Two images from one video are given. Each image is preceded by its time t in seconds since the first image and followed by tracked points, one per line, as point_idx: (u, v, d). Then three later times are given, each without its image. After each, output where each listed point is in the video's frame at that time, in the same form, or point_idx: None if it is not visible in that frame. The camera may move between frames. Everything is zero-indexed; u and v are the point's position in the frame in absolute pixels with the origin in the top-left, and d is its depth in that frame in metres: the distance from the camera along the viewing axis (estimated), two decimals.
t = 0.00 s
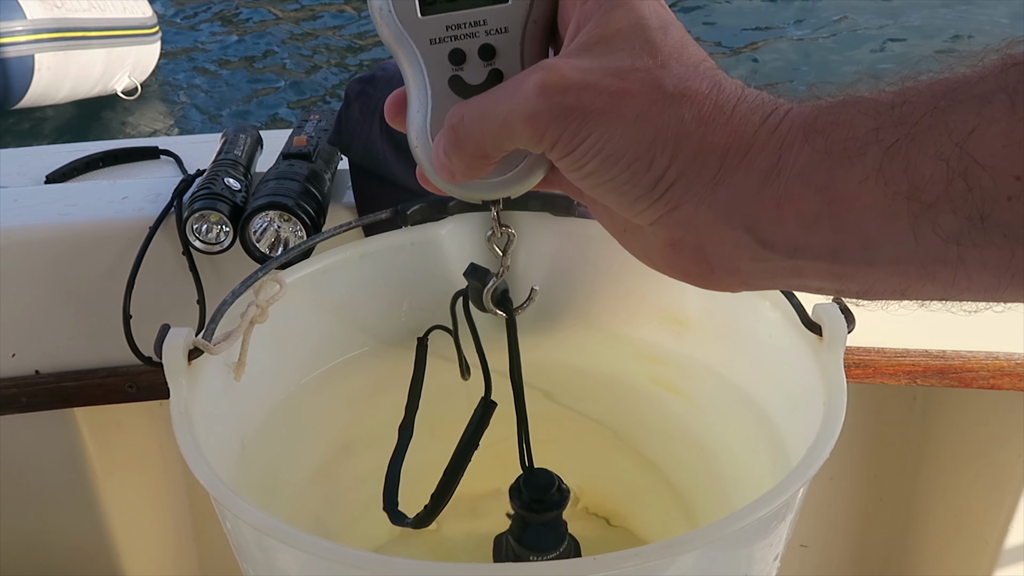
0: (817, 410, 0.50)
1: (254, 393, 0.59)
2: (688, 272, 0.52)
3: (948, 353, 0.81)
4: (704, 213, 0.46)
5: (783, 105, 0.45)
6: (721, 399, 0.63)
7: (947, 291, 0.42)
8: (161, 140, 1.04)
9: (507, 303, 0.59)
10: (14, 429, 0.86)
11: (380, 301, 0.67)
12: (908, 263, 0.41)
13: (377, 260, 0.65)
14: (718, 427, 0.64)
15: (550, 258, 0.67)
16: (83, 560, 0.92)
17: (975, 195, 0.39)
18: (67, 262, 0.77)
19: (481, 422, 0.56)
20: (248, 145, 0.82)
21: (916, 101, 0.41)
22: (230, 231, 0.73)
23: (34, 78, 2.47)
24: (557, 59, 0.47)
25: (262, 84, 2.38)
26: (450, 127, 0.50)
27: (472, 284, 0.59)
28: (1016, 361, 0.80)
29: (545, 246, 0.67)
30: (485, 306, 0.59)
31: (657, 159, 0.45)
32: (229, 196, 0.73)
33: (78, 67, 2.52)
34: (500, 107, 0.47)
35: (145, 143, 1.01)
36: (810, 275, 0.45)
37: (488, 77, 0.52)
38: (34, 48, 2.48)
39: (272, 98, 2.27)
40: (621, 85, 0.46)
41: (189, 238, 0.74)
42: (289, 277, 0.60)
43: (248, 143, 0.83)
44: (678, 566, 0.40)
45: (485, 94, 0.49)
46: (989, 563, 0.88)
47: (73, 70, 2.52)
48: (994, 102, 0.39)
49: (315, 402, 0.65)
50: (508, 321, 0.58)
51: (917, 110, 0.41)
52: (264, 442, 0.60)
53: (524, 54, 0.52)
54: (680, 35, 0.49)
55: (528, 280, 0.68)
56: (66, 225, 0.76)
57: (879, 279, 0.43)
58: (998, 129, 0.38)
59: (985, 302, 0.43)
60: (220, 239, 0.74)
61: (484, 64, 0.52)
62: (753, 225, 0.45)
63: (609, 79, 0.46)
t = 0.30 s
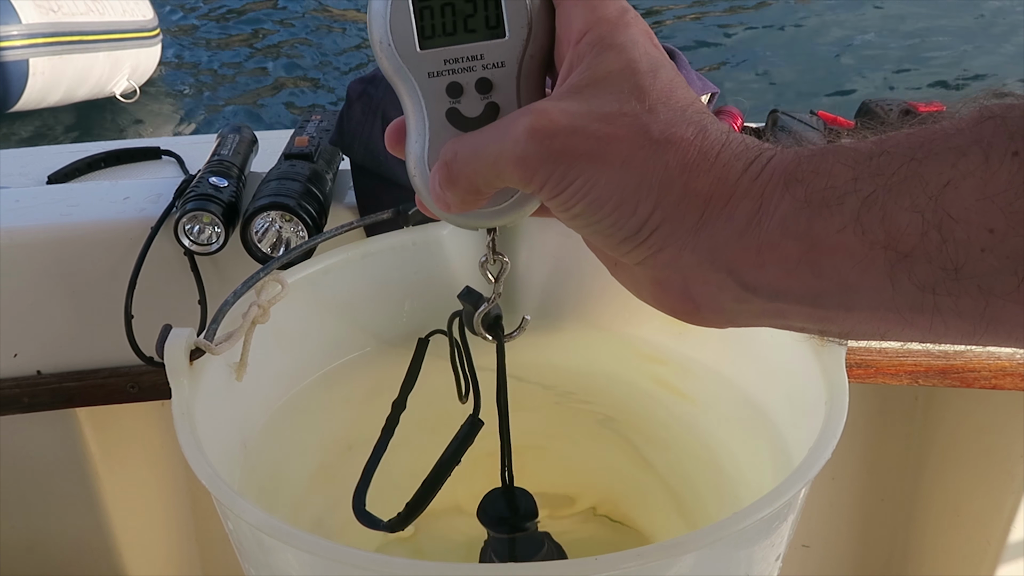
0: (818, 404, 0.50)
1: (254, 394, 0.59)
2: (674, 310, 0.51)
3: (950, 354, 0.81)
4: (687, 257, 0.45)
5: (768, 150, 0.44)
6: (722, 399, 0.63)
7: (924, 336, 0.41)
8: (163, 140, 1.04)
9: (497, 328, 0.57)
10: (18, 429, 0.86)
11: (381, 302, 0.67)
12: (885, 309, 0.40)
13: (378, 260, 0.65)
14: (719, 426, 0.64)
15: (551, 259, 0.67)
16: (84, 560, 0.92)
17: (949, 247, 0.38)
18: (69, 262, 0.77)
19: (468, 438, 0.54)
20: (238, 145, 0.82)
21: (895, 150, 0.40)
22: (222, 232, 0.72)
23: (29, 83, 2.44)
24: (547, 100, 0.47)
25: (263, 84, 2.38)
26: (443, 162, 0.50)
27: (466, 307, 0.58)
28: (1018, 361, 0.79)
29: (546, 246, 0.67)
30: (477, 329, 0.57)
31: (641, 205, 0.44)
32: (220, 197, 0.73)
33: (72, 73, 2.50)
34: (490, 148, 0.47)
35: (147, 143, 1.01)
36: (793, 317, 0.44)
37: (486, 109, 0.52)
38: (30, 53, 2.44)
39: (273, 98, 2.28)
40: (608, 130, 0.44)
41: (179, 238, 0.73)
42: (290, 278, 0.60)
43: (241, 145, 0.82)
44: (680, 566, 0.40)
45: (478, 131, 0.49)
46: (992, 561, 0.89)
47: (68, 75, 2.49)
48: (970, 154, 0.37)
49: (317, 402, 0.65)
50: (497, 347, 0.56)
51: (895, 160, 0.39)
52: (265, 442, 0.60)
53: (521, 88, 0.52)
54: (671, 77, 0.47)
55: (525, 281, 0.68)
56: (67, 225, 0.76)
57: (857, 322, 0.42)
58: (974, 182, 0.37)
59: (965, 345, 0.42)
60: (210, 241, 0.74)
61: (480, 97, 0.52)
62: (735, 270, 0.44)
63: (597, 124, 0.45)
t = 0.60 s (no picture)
0: (819, 408, 0.50)
1: (253, 394, 0.59)
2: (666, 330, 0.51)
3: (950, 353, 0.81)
4: (678, 281, 0.45)
5: (758, 176, 0.44)
6: (721, 400, 0.63)
7: (909, 361, 0.41)
8: (163, 139, 1.04)
9: (490, 343, 0.57)
10: (19, 428, 0.86)
11: (381, 302, 0.67)
12: (873, 334, 0.40)
13: (377, 259, 0.65)
14: (718, 426, 0.64)
15: (550, 259, 0.67)
16: (84, 559, 0.92)
17: (934, 276, 0.38)
18: (68, 262, 0.77)
19: (448, 449, 0.53)
20: (232, 143, 0.82)
21: (882, 180, 0.40)
22: (217, 231, 0.72)
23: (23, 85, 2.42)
24: (542, 124, 0.46)
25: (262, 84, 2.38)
26: (439, 184, 0.50)
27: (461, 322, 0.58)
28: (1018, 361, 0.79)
29: (545, 245, 0.67)
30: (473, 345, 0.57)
31: (633, 230, 0.44)
32: (215, 196, 0.72)
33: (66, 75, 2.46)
34: (486, 171, 0.47)
35: (147, 143, 1.01)
36: (783, 341, 0.44)
37: (483, 129, 0.52)
38: (22, 54, 2.40)
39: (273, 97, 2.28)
40: (601, 155, 0.44)
41: (175, 238, 0.73)
42: (290, 277, 0.60)
43: (237, 143, 0.82)
44: (680, 566, 0.40)
45: (475, 153, 0.49)
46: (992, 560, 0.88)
47: (63, 76, 2.46)
48: (954, 185, 0.38)
49: (318, 402, 0.65)
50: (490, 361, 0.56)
51: (882, 190, 0.39)
52: (265, 442, 0.60)
53: (517, 110, 0.52)
54: (666, 103, 0.47)
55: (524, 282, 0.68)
56: (67, 224, 0.76)
57: (845, 345, 0.42)
58: (958, 213, 0.37)
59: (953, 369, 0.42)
60: (206, 240, 0.74)
61: (478, 117, 0.52)
62: (726, 294, 0.43)
63: (590, 149, 0.44)
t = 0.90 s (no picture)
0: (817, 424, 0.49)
1: (251, 393, 0.59)
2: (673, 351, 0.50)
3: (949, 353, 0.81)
4: (686, 304, 0.45)
5: (764, 201, 0.44)
6: (720, 400, 0.63)
7: (913, 383, 0.41)
8: (161, 139, 1.04)
9: (498, 364, 0.56)
10: (16, 427, 0.86)
11: (378, 301, 0.67)
12: (877, 357, 0.40)
13: (375, 259, 0.65)
14: (717, 426, 0.64)
15: (549, 258, 0.67)
16: (81, 558, 0.92)
17: (936, 300, 0.38)
18: (66, 261, 0.77)
19: (446, 466, 0.53)
20: (231, 142, 0.82)
21: (884, 206, 0.40)
22: (216, 230, 0.72)
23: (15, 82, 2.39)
24: (552, 149, 0.46)
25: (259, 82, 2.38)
26: (451, 207, 0.50)
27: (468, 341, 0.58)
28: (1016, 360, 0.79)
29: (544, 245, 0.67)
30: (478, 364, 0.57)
31: (641, 254, 0.44)
32: (214, 195, 0.72)
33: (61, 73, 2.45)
34: (497, 195, 0.47)
35: (145, 142, 1.01)
36: (789, 362, 0.44)
37: (494, 154, 0.52)
38: (14, 52, 2.39)
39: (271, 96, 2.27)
40: (610, 180, 0.44)
41: (173, 236, 0.73)
42: (289, 276, 0.60)
43: (236, 143, 0.82)
44: (678, 565, 0.40)
45: (486, 177, 0.49)
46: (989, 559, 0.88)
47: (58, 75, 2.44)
48: (956, 211, 0.38)
49: (316, 401, 0.65)
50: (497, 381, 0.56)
51: (884, 215, 0.40)
52: (263, 442, 0.60)
53: (528, 134, 0.52)
54: (673, 128, 0.46)
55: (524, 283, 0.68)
56: (65, 223, 0.76)
57: (851, 367, 0.42)
58: (959, 238, 0.37)
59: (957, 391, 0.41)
60: (205, 239, 0.73)
61: (490, 141, 0.52)
62: (732, 317, 0.43)
63: (599, 174, 0.44)
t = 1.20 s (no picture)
0: (813, 428, 0.49)
1: (249, 394, 0.59)
2: (675, 363, 0.50)
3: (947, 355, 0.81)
4: (687, 318, 0.45)
5: (765, 214, 0.44)
6: (717, 401, 0.63)
7: (913, 395, 0.41)
8: (158, 138, 1.04)
9: (502, 377, 0.57)
10: (13, 427, 0.86)
11: (376, 303, 0.67)
12: (877, 370, 0.40)
13: (373, 260, 0.65)
14: (714, 426, 0.64)
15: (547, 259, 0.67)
16: (79, 558, 0.92)
17: (935, 314, 0.38)
18: (64, 259, 0.77)
19: (445, 480, 0.54)
20: (229, 142, 0.82)
21: (884, 220, 0.40)
22: (214, 230, 0.72)
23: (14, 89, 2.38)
24: (553, 163, 0.46)
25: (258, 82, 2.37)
26: (453, 219, 0.50)
27: (470, 352, 0.59)
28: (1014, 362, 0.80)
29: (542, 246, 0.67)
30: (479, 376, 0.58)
31: (641, 267, 0.44)
32: (212, 195, 0.72)
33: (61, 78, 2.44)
34: (499, 210, 0.47)
35: (143, 141, 1.01)
36: (789, 375, 0.44)
37: (495, 166, 0.52)
38: (14, 57, 2.37)
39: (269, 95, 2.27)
40: (610, 194, 0.44)
41: (171, 236, 0.73)
42: (286, 276, 0.60)
43: (233, 143, 0.82)
44: (675, 566, 0.40)
45: (488, 191, 0.48)
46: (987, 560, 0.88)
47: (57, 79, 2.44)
48: (954, 225, 0.38)
49: (313, 402, 0.65)
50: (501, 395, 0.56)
51: (884, 229, 0.40)
52: (260, 443, 0.60)
53: (529, 149, 0.52)
54: (674, 142, 0.46)
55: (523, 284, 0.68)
56: (63, 222, 0.76)
57: (851, 380, 0.42)
58: (958, 253, 0.37)
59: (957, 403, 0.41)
60: (203, 239, 0.73)
61: (490, 154, 0.52)
62: (733, 330, 0.43)
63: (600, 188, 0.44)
